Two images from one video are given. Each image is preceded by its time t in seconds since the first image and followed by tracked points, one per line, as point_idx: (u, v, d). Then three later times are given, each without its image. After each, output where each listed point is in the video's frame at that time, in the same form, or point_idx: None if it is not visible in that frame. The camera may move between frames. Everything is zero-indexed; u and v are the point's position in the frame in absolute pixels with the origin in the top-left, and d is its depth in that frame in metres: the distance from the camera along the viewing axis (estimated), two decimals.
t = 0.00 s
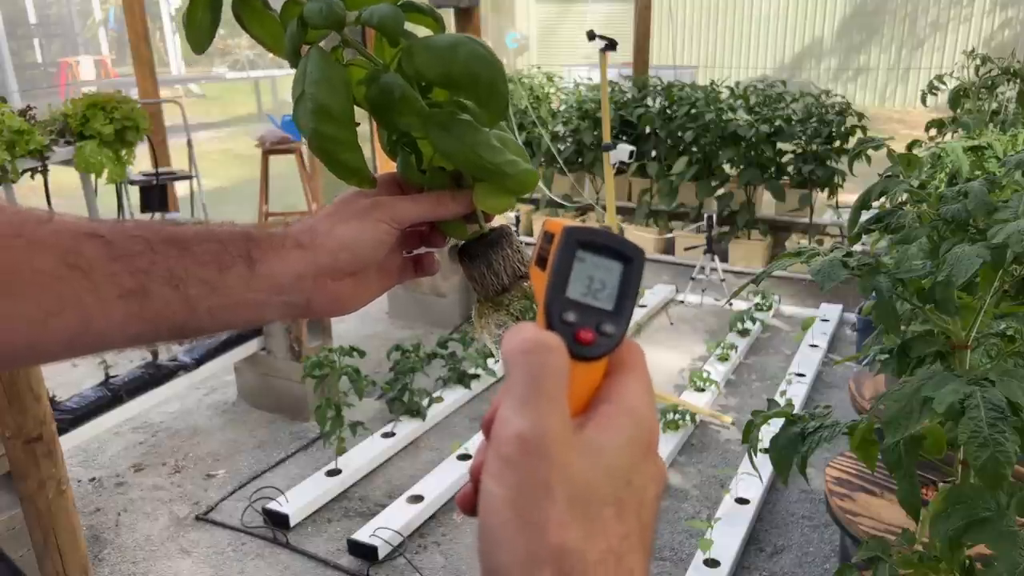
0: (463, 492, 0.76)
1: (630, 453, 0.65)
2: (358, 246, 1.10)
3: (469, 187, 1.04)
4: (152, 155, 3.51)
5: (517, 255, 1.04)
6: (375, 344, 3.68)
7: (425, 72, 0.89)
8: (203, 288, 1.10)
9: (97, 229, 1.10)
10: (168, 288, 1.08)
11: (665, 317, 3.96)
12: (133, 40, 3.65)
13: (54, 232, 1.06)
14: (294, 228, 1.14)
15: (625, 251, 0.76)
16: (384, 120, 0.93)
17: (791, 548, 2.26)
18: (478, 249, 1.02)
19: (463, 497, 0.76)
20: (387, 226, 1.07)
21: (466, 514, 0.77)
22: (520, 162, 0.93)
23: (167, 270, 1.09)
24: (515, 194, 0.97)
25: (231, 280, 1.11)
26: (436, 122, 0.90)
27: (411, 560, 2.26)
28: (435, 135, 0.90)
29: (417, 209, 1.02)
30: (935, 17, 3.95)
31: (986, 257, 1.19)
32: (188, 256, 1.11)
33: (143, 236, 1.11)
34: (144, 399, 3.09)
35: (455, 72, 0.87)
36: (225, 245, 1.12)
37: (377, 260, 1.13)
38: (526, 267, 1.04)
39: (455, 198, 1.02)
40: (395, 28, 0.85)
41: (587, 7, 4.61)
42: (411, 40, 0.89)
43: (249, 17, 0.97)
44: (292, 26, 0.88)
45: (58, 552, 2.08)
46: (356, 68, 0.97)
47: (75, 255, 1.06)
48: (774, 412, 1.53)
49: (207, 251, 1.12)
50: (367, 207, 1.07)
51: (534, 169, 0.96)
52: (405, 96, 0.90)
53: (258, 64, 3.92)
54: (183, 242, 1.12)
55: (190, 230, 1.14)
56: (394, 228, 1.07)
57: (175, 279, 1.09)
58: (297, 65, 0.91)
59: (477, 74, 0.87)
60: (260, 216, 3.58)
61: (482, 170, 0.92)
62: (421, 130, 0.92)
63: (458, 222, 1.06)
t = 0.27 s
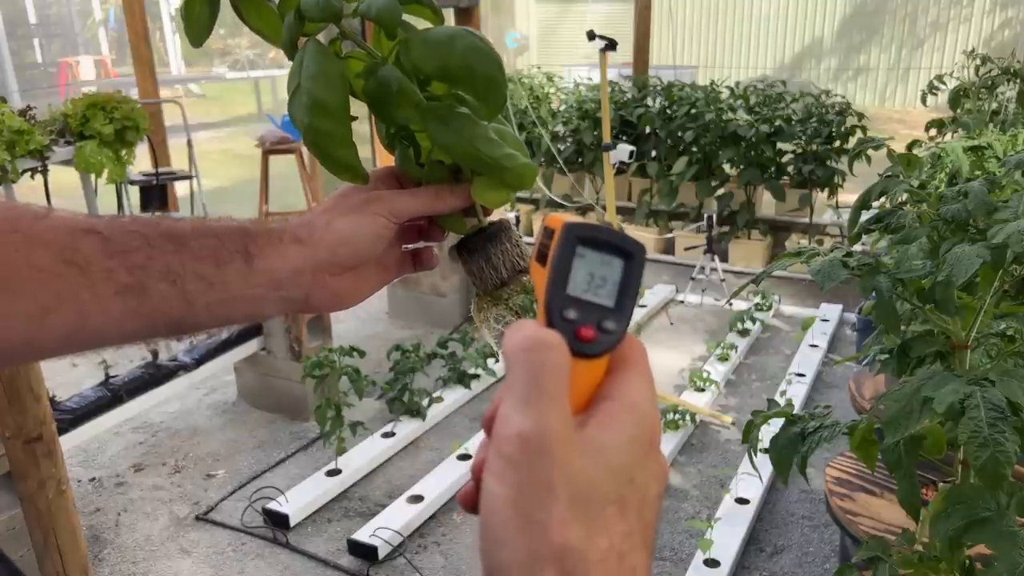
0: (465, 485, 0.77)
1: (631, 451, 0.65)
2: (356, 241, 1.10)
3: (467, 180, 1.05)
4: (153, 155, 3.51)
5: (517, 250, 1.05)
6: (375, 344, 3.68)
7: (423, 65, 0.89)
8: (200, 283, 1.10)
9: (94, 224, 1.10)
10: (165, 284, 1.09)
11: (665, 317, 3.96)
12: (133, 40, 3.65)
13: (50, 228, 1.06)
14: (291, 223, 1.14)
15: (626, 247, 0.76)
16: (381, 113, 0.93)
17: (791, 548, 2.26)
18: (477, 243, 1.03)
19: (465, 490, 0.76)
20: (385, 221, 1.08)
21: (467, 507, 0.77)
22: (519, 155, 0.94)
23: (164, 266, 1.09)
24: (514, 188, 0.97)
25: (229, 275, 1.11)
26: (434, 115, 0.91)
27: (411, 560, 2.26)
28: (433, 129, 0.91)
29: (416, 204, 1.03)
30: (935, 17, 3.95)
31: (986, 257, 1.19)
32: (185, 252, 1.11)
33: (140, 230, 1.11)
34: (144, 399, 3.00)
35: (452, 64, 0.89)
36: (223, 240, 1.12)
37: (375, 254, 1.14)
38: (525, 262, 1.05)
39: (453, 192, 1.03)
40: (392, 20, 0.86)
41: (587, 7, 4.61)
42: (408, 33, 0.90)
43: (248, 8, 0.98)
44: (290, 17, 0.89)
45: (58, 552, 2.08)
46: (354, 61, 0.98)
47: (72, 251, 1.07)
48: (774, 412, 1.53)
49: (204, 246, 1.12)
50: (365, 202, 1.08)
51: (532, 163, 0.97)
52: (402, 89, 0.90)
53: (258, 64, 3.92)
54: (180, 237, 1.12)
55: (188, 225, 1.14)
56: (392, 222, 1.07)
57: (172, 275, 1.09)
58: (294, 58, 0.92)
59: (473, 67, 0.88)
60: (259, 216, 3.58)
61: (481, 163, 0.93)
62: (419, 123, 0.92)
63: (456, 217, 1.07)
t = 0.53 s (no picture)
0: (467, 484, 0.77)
1: (633, 447, 0.65)
2: (355, 241, 1.11)
3: (466, 180, 1.05)
4: (152, 155, 3.51)
5: (516, 249, 1.06)
6: (375, 344, 3.68)
7: (421, 65, 0.90)
8: (200, 283, 1.10)
9: (93, 224, 1.10)
10: (165, 284, 1.09)
11: (665, 317, 3.96)
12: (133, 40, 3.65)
13: (49, 229, 1.06)
14: (289, 223, 1.14)
15: (624, 243, 0.76)
16: (380, 113, 0.94)
17: (791, 548, 2.26)
18: (476, 242, 1.04)
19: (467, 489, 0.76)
20: (384, 220, 1.08)
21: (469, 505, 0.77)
22: (518, 155, 0.93)
23: (164, 265, 1.09)
24: (514, 187, 0.97)
25: (228, 275, 1.11)
26: (433, 115, 0.91)
27: (411, 560, 2.26)
28: (431, 128, 0.91)
29: (414, 203, 1.03)
30: (935, 17, 3.95)
31: (986, 257, 1.19)
32: (184, 251, 1.11)
33: (139, 230, 1.11)
34: (144, 399, 2.99)
35: (451, 64, 0.89)
36: (222, 240, 1.12)
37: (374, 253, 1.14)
38: (524, 262, 1.06)
39: (452, 192, 1.03)
40: (391, 21, 0.86)
41: (587, 7, 4.61)
42: (406, 33, 0.90)
43: (244, 8, 0.98)
44: (288, 18, 0.89)
45: (58, 552, 2.08)
46: (353, 61, 0.98)
47: (71, 251, 1.07)
48: (774, 412, 1.53)
49: (204, 245, 1.12)
50: (364, 201, 1.08)
51: (532, 163, 0.97)
52: (400, 89, 0.91)
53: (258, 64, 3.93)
54: (180, 237, 1.12)
55: (187, 224, 1.14)
56: (390, 222, 1.08)
57: (171, 274, 1.09)
58: (293, 58, 0.92)
59: (473, 67, 0.89)
60: (259, 216, 3.58)
61: (479, 163, 0.93)
62: (418, 123, 0.93)
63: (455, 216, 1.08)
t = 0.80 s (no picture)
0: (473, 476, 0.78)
1: (633, 443, 0.65)
2: (355, 240, 1.11)
3: (465, 179, 1.05)
4: (153, 155, 3.51)
5: (514, 249, 1.06)
6: (375, 344, 3.68)
7: (420, 63, 0.90)
8: (200, 284, 1.10)
9: (92, 225, 1.10)
10: (165, 285, 1.09)
11: (665, 317, 3.96)
12: (133, 39, 3.65)
13: (49, 230, 1.06)
14: (289, 223, 1.14)
15: (622, 238, 0.76)
16: (379, 112, 0.94)
17: (791, 548, 2.26)
18: (475, 242, 1.05)
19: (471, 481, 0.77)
20: (384, 220, 1.09)
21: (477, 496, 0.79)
22: (517, 154, 0.94)
23: (164, 265, 1.09)
24: (513, 186, 0.97)
25: (228, 275, 1.11)
26: (432, 114, 0.91)
27: (411, 560, 2.26)
28: (431, 128, 0.91)
29: (414, 203, 1.03)
30: (935, 17, 3.96)
31: (986, 256, 1.19)
32: (183, 252, 1.11)
33: (139, 230, 1.11)
34: (145, 399, 2.99)
35: (450, 62, 0.89)
36: (221, 240, 1.12)
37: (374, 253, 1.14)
38: (523, 261, 1.06)
39: (451, 191, 1.03)
40: (390, 19, 0.86)
41: (587, 7, 4.61)
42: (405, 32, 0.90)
43: (243, 9, 0.98)
44: (287, 17, 0.89)
45: (58, 552, 2.08)
46: (352, 61, 0.98)
47: (70, 252, 1.07)
48: (774, 413, 1.53)
49: (203, 246, 1.12)
50: (364, 201, 1.09)
51: (532, 162, 0.97)
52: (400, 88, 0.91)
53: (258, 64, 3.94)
54: (180, 237, 1.12)
55: (187, 225, 1.14)
56: (390, 222, 1.08)
57: (171, 275, 1.09)
58: (292, 57, 0.92)
59: (472, 65, 0.89)
60: (259, 216, 3.58)
61: (479, 162, 0.93)
62: (418, 122, 0.93)
63: (454, 216, 1.08)
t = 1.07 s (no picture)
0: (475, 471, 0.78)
1: (632, 442, 0.65)
2: (354, 238, 1.11)
3: (464, 177, 1.06)
4: (153, 155, 3.51)
5: (514, 247, 1.06)
6: (374, 344, 3.68)
7: (418, 61, 0.90)
8: (199, 283, 1.10)
9: (92, 224, 1.10)
10: (164, 284, 1.09)
11: (665, 317, 3.96)
12: (132, 39, 3.65)
13: (48, 229, 1.06)
14: (288, 221, 1.15)
15: (621, 236, 0.76)
16: (377, 110, 0.94)
17: (791, 548, 2.26)
18: (474, 240, 1.05)
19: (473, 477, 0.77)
20: (383, 218, 1.09)
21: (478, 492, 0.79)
22: (515, 151, 0.94)
23: (163, 264, 1.09)
24: (511, 183, 0.97)
25: (227, 274, 1.11)
26: (431, 112, 0.91)
27: (411, 560, 2.26)
28: (430, 126, 0.92)
29: (413, 200, 1.03)
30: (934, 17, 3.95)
31: (986, 256, 1.19)
32: (183, 251, 1.11)
33: (138, 229, 1.11)
34: (145, 399, 2.99)
35: (448, 60, 0.89)
36: (220, 239, 1.13)
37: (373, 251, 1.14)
38: (523, 258, 1.06)
39: (450, 189, 1.04)
40: (388, 18, 0.86)
41: (587, 7, 4.61)
42: (404, 29, 0.90)
43: (241, 7, 0.98)
44: (285, 16, 0.89)
45: (58, 552, 2.08)
46: (350, 58, 0.98)
47: (69, 252, 1.07)
48: (774, 413, 1.53)
49: (202, 244, 1.12)
50: (362, 199, 1.08)
51: (530, 159, 0.97)
52: (398, 85, 0.91)
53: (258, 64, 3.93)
54: (179, 236, 1.12)
55: (186, 223, 1.14)
56: (389, 219, 1.08)
57: (170, 274, 1.09)
58: (290, 55, 0.92)
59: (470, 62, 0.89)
60: (259, 216, 3.58)
61: (478, 159, 0.94)
62: (416, 120, 0.93)
63: (453, 213, 1.08)
